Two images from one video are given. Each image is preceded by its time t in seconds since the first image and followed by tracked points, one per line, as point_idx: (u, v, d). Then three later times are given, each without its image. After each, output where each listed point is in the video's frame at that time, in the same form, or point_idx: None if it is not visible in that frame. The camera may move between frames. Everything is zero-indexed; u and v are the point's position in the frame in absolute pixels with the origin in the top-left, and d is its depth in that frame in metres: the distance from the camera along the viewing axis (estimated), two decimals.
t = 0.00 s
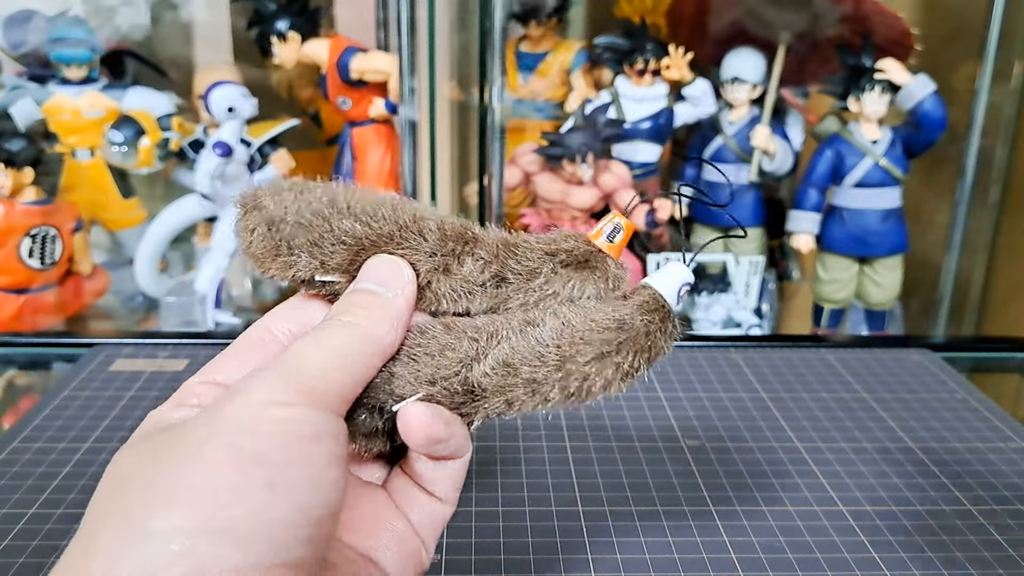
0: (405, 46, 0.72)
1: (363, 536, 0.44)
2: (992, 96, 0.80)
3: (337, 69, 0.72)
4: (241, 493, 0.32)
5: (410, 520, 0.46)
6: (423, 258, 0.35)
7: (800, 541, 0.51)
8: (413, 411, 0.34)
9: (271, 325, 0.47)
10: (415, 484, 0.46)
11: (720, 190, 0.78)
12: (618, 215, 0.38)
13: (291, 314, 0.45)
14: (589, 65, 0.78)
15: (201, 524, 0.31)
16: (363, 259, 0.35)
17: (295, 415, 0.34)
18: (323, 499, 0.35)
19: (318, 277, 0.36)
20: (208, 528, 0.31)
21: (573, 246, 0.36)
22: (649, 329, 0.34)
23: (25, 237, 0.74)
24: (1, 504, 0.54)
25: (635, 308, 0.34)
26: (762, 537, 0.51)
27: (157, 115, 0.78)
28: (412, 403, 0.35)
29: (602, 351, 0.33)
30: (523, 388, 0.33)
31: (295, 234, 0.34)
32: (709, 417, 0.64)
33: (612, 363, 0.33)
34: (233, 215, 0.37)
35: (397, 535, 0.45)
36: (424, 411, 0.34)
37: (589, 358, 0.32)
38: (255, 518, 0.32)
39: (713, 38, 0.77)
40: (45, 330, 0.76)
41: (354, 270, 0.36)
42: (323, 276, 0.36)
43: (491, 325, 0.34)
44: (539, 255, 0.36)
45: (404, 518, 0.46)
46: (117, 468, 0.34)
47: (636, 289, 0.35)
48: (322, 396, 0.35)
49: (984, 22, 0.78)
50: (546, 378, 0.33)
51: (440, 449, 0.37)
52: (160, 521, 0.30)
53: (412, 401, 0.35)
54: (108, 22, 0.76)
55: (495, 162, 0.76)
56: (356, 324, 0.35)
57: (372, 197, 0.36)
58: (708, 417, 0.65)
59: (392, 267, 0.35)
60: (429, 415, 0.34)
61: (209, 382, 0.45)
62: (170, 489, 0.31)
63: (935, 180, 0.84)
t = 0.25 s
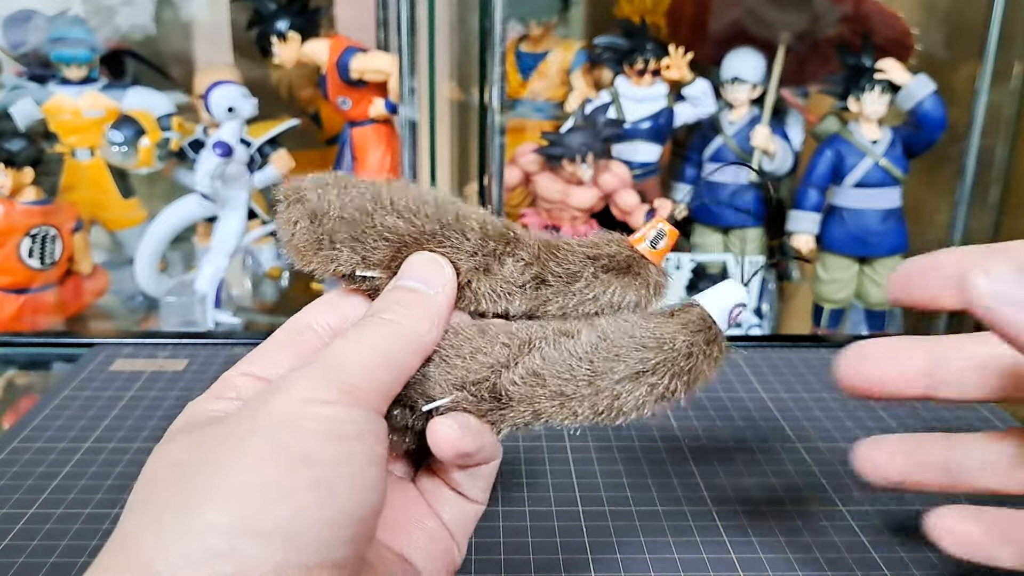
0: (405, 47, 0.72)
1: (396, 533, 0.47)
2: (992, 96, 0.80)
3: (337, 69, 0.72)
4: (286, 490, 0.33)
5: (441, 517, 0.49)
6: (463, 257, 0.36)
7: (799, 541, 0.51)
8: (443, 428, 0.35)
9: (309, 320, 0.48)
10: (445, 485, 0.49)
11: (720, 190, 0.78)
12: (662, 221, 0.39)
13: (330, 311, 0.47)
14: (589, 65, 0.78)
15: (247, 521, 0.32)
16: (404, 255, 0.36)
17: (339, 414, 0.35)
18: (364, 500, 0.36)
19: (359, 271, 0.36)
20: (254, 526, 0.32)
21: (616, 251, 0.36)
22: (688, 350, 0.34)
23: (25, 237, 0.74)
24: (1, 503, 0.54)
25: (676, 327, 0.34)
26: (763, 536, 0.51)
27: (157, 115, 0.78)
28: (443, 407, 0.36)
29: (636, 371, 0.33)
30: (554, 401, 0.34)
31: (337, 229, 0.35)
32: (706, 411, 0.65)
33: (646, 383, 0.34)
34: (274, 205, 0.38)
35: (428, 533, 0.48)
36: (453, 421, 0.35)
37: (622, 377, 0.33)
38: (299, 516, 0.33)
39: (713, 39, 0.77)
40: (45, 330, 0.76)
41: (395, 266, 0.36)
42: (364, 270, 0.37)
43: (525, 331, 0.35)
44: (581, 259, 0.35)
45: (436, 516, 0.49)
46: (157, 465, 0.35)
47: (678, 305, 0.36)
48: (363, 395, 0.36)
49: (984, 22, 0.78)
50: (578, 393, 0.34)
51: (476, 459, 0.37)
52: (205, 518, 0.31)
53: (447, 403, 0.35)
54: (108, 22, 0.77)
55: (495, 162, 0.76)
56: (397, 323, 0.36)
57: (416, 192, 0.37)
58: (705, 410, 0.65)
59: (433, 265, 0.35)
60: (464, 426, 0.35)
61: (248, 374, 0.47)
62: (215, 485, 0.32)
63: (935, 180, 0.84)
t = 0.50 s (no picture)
0: (405, 47, 0.71)
1: (443, 555, 0.46)
2: (992, 96, 0.80)
3: (337, 69, 0.72)
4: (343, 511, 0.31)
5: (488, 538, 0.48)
6: (523, 273, 0.36)
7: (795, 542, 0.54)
8: (512, 438, 0.34)
9: (367, 330, 0.48)
10: (494, 507, 0.48)
11: (720, 191, 0.77)
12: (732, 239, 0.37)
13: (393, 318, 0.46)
14: (589, 65, 0.78)
15: (301, 543, 0.30)
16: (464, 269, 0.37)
17: (400, 434, 0.33)
18: (419, 523, 0.34)
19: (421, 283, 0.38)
20: (308, 548, 0.30)
21: (677, 266, 0.36)
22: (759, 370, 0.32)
23: (25, 237, 0.73)
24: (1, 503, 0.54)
25: (745, 345, 0.32)
26: (761, 537, 0.54)
27: (157, 115, 0.78)
28: (503, 430, 0.34)
29: (705, 393, 0.31)
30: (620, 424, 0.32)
31: (398, 241, 0.37)
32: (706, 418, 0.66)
33: (713, 407, 0.32)
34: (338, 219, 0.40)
35: (474, 556, 0.47)
36: (519, 434, 0.34)
37: (691, 399, 0.31)
38: (355, 539, 0.31)
39: (713, 39, 0.77)
40: (46, 329, 0.76)
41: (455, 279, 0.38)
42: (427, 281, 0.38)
43: (585, 350, 0.34)
44: (641, 276, 0.36)
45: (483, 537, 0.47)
46: (207, 472, 0.34)
47: (748, 321, 0.34)
48: (420, 414, 0.34)
49: (983, 22, 0.78)
50: (646, 417, 0.32)
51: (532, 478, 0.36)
52: (258, 537, 0.29)
53: (506, 423, 0.34)
54: (108, 22, 0.77)
55: (495, 162, 0.76)
56: (455, 339, 0.36)
57: (477, 207, 0.38)
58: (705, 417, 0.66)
59: (489, 279, 0.36)
60: (523, 440, 0.34)
61: (303, 380, 0.45)
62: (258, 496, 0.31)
63: (935, 180, 0.84)
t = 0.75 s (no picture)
0: (404, 48, 0.71)
1: None
2: (992, 96, 0.80)
3: (337, 69, 0.72)
4: None
5: None
6: (560, 317, 0.35)
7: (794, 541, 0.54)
8: (544, 485, 0.35)
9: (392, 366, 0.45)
10: (502, 554, 0.46)
11: (720, 191, 0.79)
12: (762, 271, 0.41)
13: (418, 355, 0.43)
14: (589, 65, 0.78)
15: None
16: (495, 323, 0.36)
17: (417, 496, 0.33)
18: None
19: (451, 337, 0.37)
20: None
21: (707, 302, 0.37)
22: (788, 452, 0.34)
23: (25, 237, 0.73)
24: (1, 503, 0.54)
25: (777, 426, 0.34)
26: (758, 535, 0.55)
27: (157, 115, 0.78)
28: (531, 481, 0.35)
29: (735, 475, 0.33)
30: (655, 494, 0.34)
31: (432, 288, 0.35)
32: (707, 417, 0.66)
33: (743, 485, 0.33)
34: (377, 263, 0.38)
35: None
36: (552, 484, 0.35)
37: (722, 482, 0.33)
38: None
39: (713, 39, 0.77)
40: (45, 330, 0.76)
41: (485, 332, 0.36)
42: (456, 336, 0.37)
43: (620, 414, 0.34)
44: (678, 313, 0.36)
45: None
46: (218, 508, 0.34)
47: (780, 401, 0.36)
48: (442, 475, 0.34)
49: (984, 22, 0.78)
50: (686, 490, 0.33)
51: (555, 530, 0.38)
52: None
53: (535, 476, 0.35)
54: (108, 21, 0.77)
55: (495, 163, 0.75)
56: (483, 390, 0.35)
57: (509, 252, 0.37)
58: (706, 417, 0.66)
59: (519, 328, 0.35)
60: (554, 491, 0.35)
61: (323, 414, 0.44)
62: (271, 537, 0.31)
63: (935, 180, 0.84)
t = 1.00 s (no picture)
0: (404, 47, 0.71)
1: None
2: (992, 96, 0.80)
3: (337, 68, 0.72)
4: None
5: None
6: (597, 335, 0.38)
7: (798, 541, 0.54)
8: (479, 518, 0.35)
9: (330, 337, 0.49)
10: None
11: (720, 191, 0.79)
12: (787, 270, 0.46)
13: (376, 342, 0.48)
14: (589, 65, 0.78)
15: None
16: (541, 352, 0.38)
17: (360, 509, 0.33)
18: None
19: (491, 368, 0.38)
20: None
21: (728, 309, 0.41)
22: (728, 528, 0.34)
23: (25, 237, 0.73)
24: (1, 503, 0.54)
25: (723, 506, 0.34)
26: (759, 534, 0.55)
27: (157, 115, 0.78)
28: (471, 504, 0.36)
29: (668, 542, 0.33)
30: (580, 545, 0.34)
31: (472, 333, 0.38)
32: (707, 416, 0.67)
33: (673, 557, 0.33)
34: (410, 317, 0.42)
35: None
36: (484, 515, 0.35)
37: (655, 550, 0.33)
38: None
39: (713, 38, 0.77)
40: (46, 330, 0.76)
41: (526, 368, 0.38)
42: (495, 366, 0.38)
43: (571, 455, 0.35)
44: (707, 318, 0.40)
45: None
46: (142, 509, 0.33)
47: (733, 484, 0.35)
48: (381, 487, 0.34)
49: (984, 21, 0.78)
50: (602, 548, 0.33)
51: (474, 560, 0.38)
52: None
53: (473, 500, 0.36)
54: (108, 22, 0.78)
55: (495, 163, 0.74)
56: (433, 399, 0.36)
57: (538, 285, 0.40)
58: (707, 416, 0.67)
59: (470, 337, 0.37)
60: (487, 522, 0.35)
61: (258, 381, 0.45)
62: (249, 533, 0.31)
63: (935, 179, 0.84)
